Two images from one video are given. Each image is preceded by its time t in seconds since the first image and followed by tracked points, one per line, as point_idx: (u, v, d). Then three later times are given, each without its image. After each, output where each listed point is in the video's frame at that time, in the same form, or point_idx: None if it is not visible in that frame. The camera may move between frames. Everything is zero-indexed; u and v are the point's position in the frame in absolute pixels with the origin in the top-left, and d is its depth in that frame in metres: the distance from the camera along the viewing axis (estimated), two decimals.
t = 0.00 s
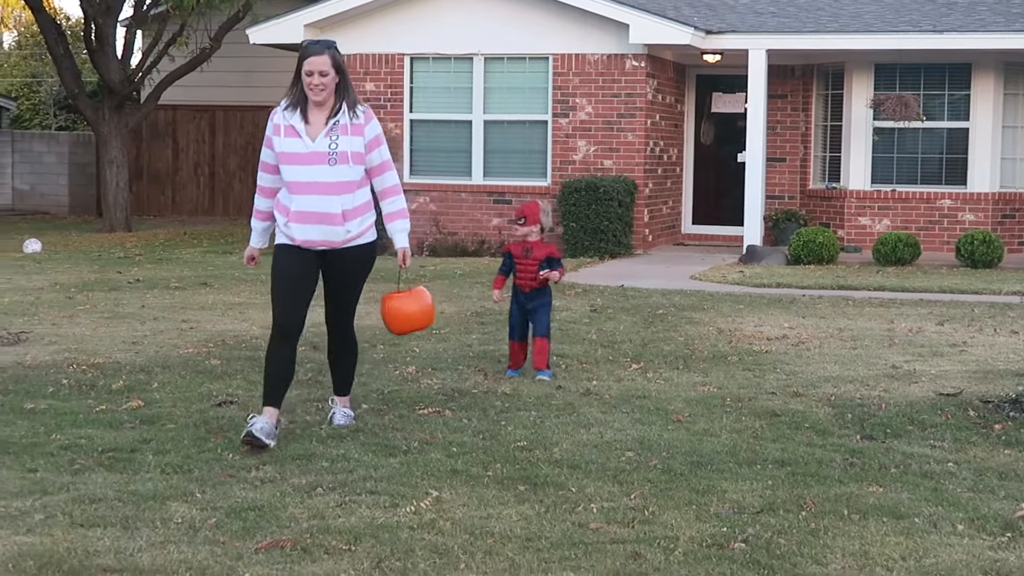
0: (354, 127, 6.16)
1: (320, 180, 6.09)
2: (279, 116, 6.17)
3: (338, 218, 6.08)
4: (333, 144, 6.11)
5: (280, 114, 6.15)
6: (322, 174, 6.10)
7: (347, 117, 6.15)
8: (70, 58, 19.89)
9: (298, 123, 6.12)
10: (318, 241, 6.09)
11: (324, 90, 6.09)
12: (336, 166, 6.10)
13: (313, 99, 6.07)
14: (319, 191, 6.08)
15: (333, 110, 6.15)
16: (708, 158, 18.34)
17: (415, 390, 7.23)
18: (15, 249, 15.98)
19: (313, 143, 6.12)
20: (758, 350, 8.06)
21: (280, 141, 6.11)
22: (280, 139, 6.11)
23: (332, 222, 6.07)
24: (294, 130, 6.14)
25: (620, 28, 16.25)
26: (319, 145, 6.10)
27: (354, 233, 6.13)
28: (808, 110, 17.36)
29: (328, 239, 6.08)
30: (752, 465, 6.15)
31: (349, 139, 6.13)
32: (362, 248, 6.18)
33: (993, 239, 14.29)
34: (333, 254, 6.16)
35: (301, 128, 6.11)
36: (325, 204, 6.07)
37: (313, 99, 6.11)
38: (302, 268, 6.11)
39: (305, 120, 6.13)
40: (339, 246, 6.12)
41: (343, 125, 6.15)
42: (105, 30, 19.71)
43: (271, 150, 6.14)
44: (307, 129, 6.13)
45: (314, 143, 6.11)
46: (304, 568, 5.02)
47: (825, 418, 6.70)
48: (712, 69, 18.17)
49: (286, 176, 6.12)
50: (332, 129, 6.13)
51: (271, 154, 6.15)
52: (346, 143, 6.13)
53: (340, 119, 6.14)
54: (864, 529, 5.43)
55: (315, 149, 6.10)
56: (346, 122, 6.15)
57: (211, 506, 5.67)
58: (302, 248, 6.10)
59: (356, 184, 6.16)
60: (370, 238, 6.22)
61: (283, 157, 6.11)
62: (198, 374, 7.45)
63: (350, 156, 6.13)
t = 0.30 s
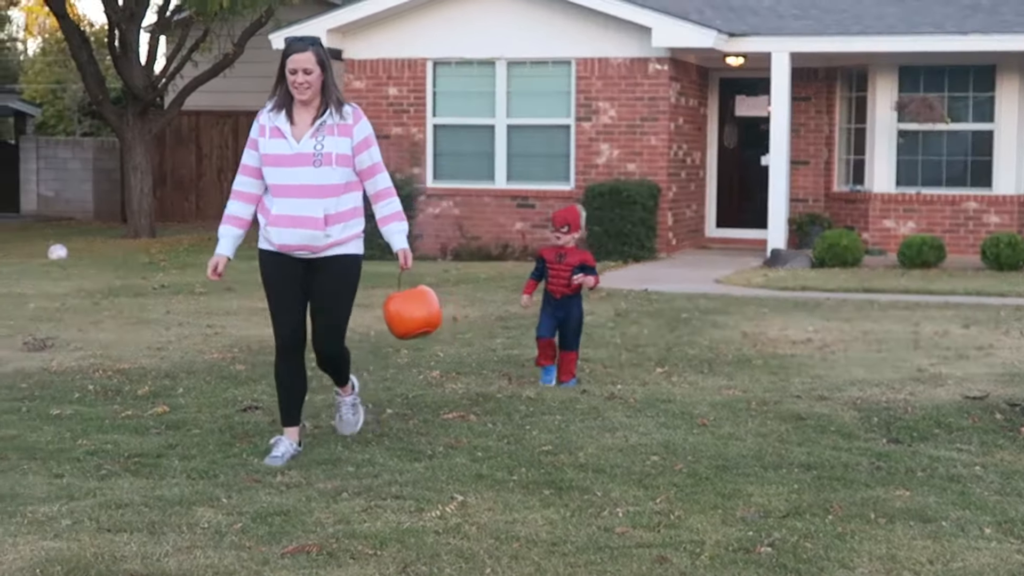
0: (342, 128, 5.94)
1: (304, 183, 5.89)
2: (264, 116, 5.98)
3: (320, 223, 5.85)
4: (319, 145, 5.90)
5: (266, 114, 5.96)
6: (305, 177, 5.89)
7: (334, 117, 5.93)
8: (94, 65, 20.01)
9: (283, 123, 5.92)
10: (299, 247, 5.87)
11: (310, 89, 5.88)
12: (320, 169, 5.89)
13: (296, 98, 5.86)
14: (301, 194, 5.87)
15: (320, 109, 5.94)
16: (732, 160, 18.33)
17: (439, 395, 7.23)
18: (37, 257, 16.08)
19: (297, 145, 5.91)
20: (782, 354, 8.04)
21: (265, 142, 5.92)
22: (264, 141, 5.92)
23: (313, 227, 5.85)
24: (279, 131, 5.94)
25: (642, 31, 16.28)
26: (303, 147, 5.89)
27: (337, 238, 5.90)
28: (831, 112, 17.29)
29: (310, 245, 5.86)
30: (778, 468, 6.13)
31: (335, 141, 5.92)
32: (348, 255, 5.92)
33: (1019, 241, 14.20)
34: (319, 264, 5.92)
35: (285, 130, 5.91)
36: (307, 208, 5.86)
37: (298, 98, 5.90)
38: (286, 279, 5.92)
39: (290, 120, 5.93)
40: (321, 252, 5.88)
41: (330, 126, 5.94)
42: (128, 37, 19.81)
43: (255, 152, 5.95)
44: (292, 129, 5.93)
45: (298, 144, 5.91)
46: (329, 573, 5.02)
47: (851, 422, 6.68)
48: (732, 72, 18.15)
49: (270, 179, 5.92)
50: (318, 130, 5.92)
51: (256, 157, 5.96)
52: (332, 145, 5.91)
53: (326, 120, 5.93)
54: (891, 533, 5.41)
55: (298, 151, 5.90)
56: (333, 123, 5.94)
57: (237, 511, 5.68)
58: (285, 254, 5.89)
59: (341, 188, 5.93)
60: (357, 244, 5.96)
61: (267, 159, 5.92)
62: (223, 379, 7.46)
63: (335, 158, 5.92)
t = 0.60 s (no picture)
0: (338, 142, 5.87)
1: (300, 196, 5.80)
2: (259, 127, 5.90)
3: (318, 236, 5.76)
4: (317, 159, 5.82)
5: (261, 125, 5.89)
6: (302, 191, 5.80)
7: (331, 130, 5.86)
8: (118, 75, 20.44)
9: (278, 135, 5.85)
10: (296, 261, 5.77)
11: (304, 98, 5.82)
12: (318, 183, 5.81)
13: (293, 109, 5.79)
14: (299, 208, 5.78)
15: (316, 123, 5.87)
16: (729, 168, 18.64)
17: (449, 391, 7.52)
18: (64, 261, 16.44)
19: (294, 158, 5.83)
20: (777, 351, 8.32)
21: (259, 154, 5.84)
22: (260, 152, 5.84)
23: (311, 241, 5.75)
24: (274, 143, 5.86)
25: (644, 43, 16.64)
26: (300, 161, 5.82)
27: (335, 252, 5.80)
28: (825, 120, 17.64)
29: (307, 258, 5.75)
30: (772, 460, 6.41)
31: (333, 154, 5.84)
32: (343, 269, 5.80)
33: (1005, 244, 14.50)
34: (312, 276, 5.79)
35: (282, 142, 5.84)
36: (305, 223, 5.76)
37: (293, 108, 5.84)
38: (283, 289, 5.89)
39: (285, 133, 5.86)
40: (319, 269, 5.77)
41: (327, 140, 5.87)
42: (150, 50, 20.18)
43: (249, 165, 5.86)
44: (288, 142, 5.86)
45: (295, 157, 5.83)
46: (346, 559, 5.31)
47: (843, 415, 6.96)
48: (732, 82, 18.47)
49: (265, 192, 5.83)
50: (315, 143, 5.85)
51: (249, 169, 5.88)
52: (329, 159, 5.83)
53: (323, 133, 5.86)
54: (881, 522, 5.69)
55: (296, 165, 5.82)
56: (329, 136, 5.87)
57: (257, 502, 5.97)
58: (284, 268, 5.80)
59: (338, 202, 5.85)
60: (352, 260, 5.86)
61: (261, 172, 5.83)
62: (243, 376, 7.77)
63: (332, 172, 5.84)
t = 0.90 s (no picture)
0: (350, 148, 5.92)
1: (311, 200, 5.85)
2: (270, 132, 5.93)
3: (330, 240, 5.82)
4: (328, 164, 5.87)
5: (272, 129, 5.92)
6: (314, 195, 5.85)
7: (342, 137, 5.92)
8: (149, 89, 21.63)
9: (290, 139, 5.89)
10: (308, 264, 5.83)
11: (311, 101, 5.87)
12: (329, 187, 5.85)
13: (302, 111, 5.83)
14: (311, 211, 5.83)
15: (327, 129, 5.93)
16: (720, 175, 19.63)
17: (458, 382, 7.99)
18: (100, 261, 17.03)
19: (306, 162, 5.87)
20: (766, 346, 8.77)
21: (271, 157, 5.87)
22: (271, 156, 5.87)
23: (323, 244, 5.80)
24: (284, 147, 5.89)
25: (641, 56, 17.41)
26: (312, 165, 5.86)
27: (344, 256, 5.89)
28: (811, 129, 18.59)
29: (319, 261, 5.81)
30: (761, 448, 6.86)
31: (344, 160, 5.89)
32: (353, 271, 5.92)
33: (979, 245, 15.00)
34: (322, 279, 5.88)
35: (294, 146, 5.88)
36: (317, 225, 5.81)
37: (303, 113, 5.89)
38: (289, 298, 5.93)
39: (297, 138, 5.91)
40: (331, 270, 5.86)
41: (338, 146, 5.91)
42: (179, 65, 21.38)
43: (260, 168, 5.89)
44: (299, 147, 5.90)
45: (307, 162, 5.87)
46: (362, 539, 5.75)
47: (827, 405, 7.41)
48: (724, 94, 19.37)
49: (275, 195, 5.86)
50: (326, 148, 5.89)
51: (260, 172, 5.89)
52: (341, 164, 5.88)
53: (335, 139, 5.91)
54: (862, 505, 6.13)
55: (307, 169, 5.86)
56: (339, 142, 5.91)
57: (279, 486, 6.42)
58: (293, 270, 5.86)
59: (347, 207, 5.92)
60: (359, 265, 5.96)
61: (272, 175, 5.86)
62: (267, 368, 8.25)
63: (344, 178, 5.89)
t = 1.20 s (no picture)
0: (340, 161, 5.97)
1: (304, 215, 5.90)
2: (261, 148, 6.00)
3: (323, 254, 5.87)
4: (318, 178, 5.91)
5: (263, 144, 5.99)
6: (306, 209, 5.90)
7: (332, 150, 5.97)
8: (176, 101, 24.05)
9: (280, 154, 5.95)
10: (303, 279, 5.88)
11: (300, 113, 5.94)
12: (321, 202, 5.90)
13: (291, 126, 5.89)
14: (303, 226, 5.88)
15: (317, 142, 5.98)
16: (709, 181, 21.16)
17: (464, 377, 8.51)
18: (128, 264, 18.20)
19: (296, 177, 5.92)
20: (751, 342, 9.26)
21: (263, 173, 5.94)
22: (263, 172, 5.94)
23: (316, 259, 5.85)
24: (275, 163, 5.95)
25: (632, 73, 19.03)
26: (302, 180, 5.90)
27: (339, 270, 5.94)
28: (793, 140, 20.23)
29: (313, 276, 5.87)
30: (747, 438, 7.35)
31: (334, 173, 5.94)
32: (349, 284, 6.01)
33: (950, 249, 16.06)
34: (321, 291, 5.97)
35: (284, 161, 5.94)
36: (309, 241, 5.86)
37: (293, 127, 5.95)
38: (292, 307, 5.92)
39: (287, 152, 5.97)
40: (324, 285, 5.92)
41: (328, 159, 5.96)
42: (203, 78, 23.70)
43: (254, 183, 5.97)
44: (289, 161, 5.95)
45: (297, 177, 5.92)
46: (374, 524, 6.21)
47: (808, 398, 7.91)
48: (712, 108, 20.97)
49: (269, 211, 5.94)
50: (316, 162, 5.94)
51: (254, 187, 5.99)
52: (331, 177, 5.93)
53: (324, 152, 5.95)
54: (842, 491, 6.62)
55: (297, 184, 5.91)
56: (329, 155, 5.96)
57: (296, 474, 6.91)
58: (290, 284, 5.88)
59: (341, 220, 5.96)
60: (355, 278, 6.04)
61: (265, 191, 5.93)
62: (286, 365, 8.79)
63: (335, 191, 5.94)
